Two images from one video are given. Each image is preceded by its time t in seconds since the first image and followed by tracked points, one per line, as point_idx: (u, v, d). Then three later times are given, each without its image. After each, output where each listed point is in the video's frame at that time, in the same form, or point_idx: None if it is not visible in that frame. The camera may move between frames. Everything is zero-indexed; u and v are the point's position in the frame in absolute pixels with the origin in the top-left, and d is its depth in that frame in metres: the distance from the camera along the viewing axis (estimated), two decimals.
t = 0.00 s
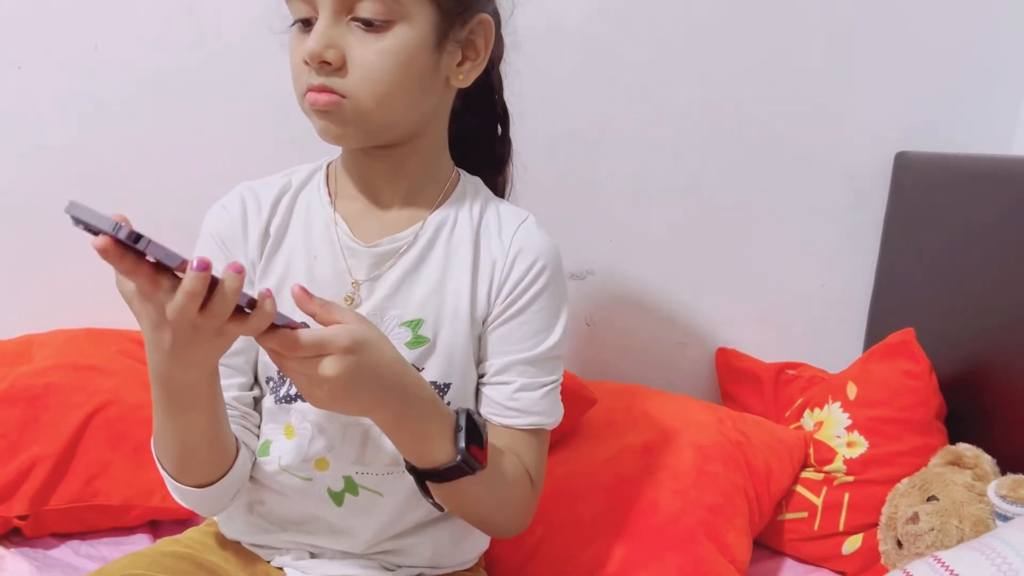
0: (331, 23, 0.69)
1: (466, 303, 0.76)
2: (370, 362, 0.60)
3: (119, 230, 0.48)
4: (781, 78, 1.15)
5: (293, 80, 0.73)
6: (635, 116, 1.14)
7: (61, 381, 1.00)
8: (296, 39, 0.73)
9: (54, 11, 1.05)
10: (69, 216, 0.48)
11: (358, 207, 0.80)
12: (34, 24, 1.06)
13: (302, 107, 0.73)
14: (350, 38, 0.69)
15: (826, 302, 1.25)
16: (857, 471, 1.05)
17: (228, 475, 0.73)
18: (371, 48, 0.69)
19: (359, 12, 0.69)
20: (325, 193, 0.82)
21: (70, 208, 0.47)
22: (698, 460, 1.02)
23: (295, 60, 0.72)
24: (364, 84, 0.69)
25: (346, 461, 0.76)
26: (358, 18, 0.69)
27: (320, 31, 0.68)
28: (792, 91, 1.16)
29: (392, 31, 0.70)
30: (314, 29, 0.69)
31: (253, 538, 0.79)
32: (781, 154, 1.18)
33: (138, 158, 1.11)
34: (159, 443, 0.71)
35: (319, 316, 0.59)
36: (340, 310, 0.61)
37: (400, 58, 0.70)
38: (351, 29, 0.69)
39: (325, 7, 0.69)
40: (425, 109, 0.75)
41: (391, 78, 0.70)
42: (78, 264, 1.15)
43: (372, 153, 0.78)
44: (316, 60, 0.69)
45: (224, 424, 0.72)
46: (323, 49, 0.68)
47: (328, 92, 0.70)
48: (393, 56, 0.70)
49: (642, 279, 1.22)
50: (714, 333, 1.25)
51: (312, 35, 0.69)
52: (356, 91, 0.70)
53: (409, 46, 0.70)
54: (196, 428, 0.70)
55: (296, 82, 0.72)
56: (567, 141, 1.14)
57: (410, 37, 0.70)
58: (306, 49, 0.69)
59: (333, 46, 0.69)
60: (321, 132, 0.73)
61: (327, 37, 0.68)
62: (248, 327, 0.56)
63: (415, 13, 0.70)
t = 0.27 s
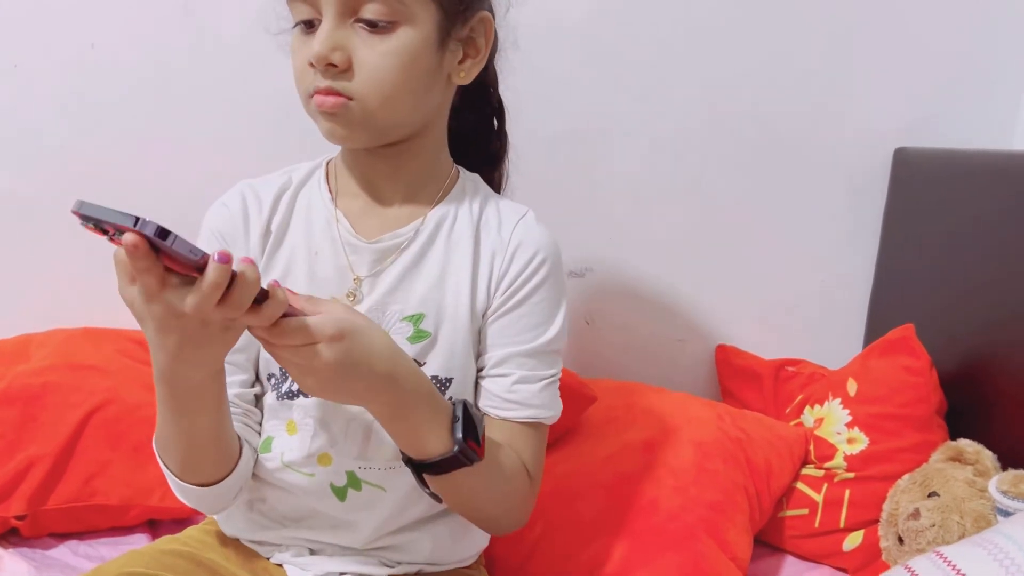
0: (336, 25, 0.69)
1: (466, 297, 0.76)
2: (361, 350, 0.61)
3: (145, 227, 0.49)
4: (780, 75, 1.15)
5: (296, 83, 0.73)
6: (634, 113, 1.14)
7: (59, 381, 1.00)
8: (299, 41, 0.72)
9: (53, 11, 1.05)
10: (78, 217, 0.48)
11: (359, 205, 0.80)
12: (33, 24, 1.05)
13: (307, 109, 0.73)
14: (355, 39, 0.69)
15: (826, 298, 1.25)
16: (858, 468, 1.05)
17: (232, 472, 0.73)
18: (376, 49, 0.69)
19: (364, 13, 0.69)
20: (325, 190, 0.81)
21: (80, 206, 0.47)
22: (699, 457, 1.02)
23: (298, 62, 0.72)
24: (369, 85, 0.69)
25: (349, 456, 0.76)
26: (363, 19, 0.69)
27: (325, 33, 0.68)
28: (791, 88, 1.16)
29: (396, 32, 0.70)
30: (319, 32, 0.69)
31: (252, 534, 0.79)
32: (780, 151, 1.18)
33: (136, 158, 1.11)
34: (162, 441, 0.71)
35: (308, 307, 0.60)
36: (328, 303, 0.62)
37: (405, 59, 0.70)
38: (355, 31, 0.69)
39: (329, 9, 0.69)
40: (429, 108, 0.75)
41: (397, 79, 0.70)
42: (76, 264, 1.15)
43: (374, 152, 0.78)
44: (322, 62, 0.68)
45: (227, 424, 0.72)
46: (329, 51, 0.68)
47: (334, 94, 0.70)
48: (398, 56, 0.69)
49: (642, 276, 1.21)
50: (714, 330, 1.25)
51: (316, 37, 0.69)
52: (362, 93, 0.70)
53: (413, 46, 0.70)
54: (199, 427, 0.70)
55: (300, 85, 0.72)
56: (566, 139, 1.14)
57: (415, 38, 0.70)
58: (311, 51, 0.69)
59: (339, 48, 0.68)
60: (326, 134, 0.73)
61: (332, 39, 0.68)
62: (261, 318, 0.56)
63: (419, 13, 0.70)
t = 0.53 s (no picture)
0: (337, 24, 0.68)
1: (464, 294, 0.76)
2: (345, 361, 0.60)
3: (117, 227, 0.48)
4: (778, 73, 1.15)
5: (296, 81, 0.72)
6: (632, 112, 1.14)
7: (57, 381, 1.00)
8: (299, 39, 0.72)
9: (52, 12, 1.05)
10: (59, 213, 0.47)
11: (357, 203, 0.80)
12: (32, 25, 1.05)
13: (306, 107, 0.73)
14: (356, 39, 0.69)
15: (824, 296, 1.25)
16: (857, 465, 1.04)
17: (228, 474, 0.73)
18: (377, 48, 0.69)
19: (365, 12, 0.69)
20: (324, 188, 0.81)
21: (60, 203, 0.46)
22: (699, 455, 1.02)
23: (298, 60, 0.72)
24: (370, 84, 0.69)
25: (348, 454, 0.76)
26: (363, 18, 0.69)
27: (326, 31, 0.68)
28: (790, 86, 1.16)
29: (397, 32, 0.69)
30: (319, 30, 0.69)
31: (251, 534, 0.79)
32: (778, 149, 1.18)
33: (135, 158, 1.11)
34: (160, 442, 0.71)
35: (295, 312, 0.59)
36: (319, 305, 0.60)
37: (406, 58, 0.70)
38: (356, 30, 0.69)
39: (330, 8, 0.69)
40: (430, 107, 0.75)
41: (397, 78, 0.70)
42: (75, 264, 1.14)
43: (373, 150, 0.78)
44: (323, 61, 0.68)
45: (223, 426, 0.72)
46: (330, 50, 0.68)
47: (334, 92, 0.70)
48: (399, 56, 0.69)
49: (640, 275, 1.21)
50: (713, 329, 1.25)
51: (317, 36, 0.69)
52: (363, 92, 0.69)
53: (414, 46, 0.70)
54: (194, 429, 0.70)
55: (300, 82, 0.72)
56: (564, 138, 1.14)
57: (416, 37, 0.70)
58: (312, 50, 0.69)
59: (339, 47, 0.68)
60: (326, 133, 0.72)
61: (333, 38, 0.68)
62: (241, 318, 0.56)
63: (420, 12, 0.70)
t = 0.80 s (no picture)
0: (332, 18, 0.68)
1: (459, 291, 0.76)
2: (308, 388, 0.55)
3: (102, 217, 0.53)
4: (774, 71, 1.15)
5: (291, 74, 0.72)
6: (629, 110, 1.14)
7: (54, 383, 0.99)
8: (294, 32, 0.72)
9: (49, 13, 1.05)
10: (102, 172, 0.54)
11: (352, 200, 0.80)
12: (29, 26, 1.05)
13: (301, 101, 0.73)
14: (352, 33, 0.69)
15: (822, 294, 1.25)
16: (856, 462, 1.04)
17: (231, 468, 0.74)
18: (372, 43, 0.69)
19: (361, 7, 0.68)
20: (320, 186, 0.81)
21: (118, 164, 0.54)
22: (697, 453, 1.02)
23: (293, 54, 0.72)
24: (365, 78, 0.69)
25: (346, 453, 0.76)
26: (359, 12, 0.69)
27: (321, 25, 0.68)
28: (786, 85, 1.16)
29: (393, 28, 0.69)
30: (315, 24, 0.69)
31: (251, 534, 0.78)
32: (775, 146, 1.18)
33: (132, 159, 1.11)
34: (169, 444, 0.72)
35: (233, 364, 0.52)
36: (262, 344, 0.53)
37: (402, 54, 0.70)
38: (352, 24, 0.69)
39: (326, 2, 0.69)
40: (426, 102, 0.75)
41: (392, 73, 0.70)
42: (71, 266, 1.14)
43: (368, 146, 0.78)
44: (317, 54, 0.68)
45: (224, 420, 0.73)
46: (325, 43, 0.68)
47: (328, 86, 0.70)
48: (394, 51, 0.69)
49: (638, 274, 1.21)
50: (711, 327, 1.25)
51: (312, 30, 0.69)
52: (357, 85, 0.69)
53: (410, 42, 0.70)
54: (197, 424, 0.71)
55: (294, 76, 0.72)
56: (561, 136, 1.14)
57: (411, 33, 0.70)
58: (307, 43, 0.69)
59: (335, 40, 0.68)
60: (320, 128, 0.72)
61: (329, 31, 0.68)
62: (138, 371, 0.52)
63: (416, 8, 0.70)
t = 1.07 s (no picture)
0: (333, 21, 0.68)
1: (451, 292, 0.76)
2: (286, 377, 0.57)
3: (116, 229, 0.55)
4: (772, 70, 1.15)
5: (291, 76, 0.72)
6: (627, 110, 1.14)
7: (53, 385, 0.99)
8: (294, 33, 0.72)
9: (48, 16, 1.05)
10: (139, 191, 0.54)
11: (345, 203, 0.80)
12: (27, 29, 1.05)
13: (301, 102, 0.73)
14: (353, 35, 0.69)
15: (820, 292, 1.25)
16: (855, 461, 1.05)
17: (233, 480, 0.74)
18: (374, 46, 0.69)
19: (362, 10, 0.68)
20: (314, 188, 0.81)
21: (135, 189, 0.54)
22: (697, 452, 1.02)
23: (293, 56, 0.71)
24: (366, 80, 0.69)
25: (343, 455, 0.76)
26: (360, 15, 0.69)
27: (322, 28, 0.68)
28: (784, 84, 1.16)
29: (394, 30, 0.69)
30: (316, 26, 0.69)
31: (251, 536, 0.78)
32: (773, 146, 1.18)
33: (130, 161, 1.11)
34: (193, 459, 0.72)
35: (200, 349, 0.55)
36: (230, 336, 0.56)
37: (403, 56, 0.70)
38: (353, 26, 0.69)
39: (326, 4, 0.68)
40: (425, 103, 0.75)
41: (394, 76, 0.70)
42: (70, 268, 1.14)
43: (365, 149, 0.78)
44: (319, 57, 0.68)
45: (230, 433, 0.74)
46: (326, 46, 0.68)
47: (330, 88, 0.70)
48: (395, 54, 0.69)
49: (637, 273, 1.21)
50: (710, 326, 1.25)
51: (313, 32, 0.69)
52: (359, 87, 0.69)
53: (411, 45, 0.70)
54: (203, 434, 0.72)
55: (295, 78, 0.72)
56: (559, 136, 1.14)
57: (412, 37, 0.70)
58: (308, 45, 0.69)
59: (336, 43, 0.68)
60: (320, 130, 0.72)
61: (330, 34, 0.68)
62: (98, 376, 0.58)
63: (417, 12, 0.70)
